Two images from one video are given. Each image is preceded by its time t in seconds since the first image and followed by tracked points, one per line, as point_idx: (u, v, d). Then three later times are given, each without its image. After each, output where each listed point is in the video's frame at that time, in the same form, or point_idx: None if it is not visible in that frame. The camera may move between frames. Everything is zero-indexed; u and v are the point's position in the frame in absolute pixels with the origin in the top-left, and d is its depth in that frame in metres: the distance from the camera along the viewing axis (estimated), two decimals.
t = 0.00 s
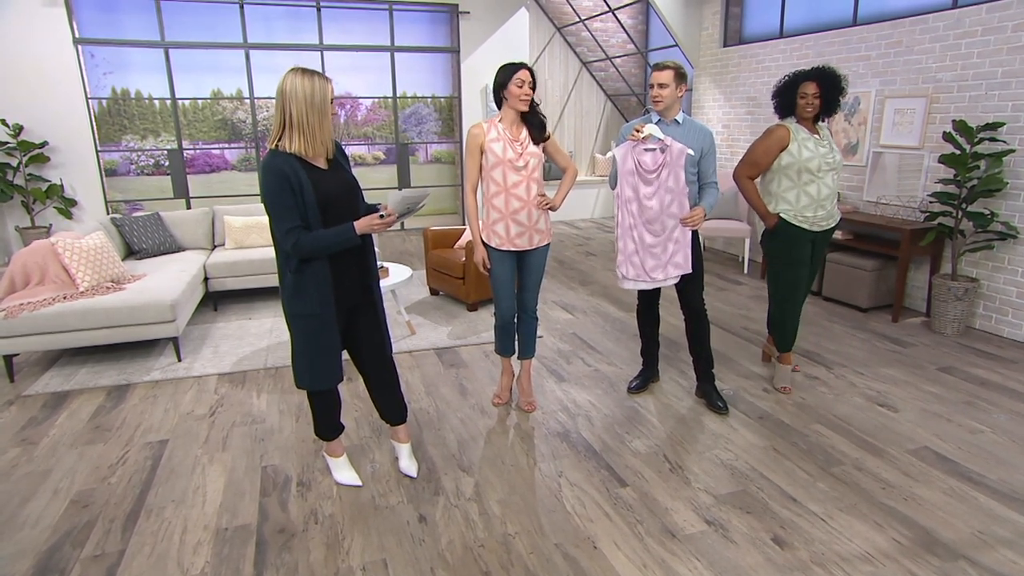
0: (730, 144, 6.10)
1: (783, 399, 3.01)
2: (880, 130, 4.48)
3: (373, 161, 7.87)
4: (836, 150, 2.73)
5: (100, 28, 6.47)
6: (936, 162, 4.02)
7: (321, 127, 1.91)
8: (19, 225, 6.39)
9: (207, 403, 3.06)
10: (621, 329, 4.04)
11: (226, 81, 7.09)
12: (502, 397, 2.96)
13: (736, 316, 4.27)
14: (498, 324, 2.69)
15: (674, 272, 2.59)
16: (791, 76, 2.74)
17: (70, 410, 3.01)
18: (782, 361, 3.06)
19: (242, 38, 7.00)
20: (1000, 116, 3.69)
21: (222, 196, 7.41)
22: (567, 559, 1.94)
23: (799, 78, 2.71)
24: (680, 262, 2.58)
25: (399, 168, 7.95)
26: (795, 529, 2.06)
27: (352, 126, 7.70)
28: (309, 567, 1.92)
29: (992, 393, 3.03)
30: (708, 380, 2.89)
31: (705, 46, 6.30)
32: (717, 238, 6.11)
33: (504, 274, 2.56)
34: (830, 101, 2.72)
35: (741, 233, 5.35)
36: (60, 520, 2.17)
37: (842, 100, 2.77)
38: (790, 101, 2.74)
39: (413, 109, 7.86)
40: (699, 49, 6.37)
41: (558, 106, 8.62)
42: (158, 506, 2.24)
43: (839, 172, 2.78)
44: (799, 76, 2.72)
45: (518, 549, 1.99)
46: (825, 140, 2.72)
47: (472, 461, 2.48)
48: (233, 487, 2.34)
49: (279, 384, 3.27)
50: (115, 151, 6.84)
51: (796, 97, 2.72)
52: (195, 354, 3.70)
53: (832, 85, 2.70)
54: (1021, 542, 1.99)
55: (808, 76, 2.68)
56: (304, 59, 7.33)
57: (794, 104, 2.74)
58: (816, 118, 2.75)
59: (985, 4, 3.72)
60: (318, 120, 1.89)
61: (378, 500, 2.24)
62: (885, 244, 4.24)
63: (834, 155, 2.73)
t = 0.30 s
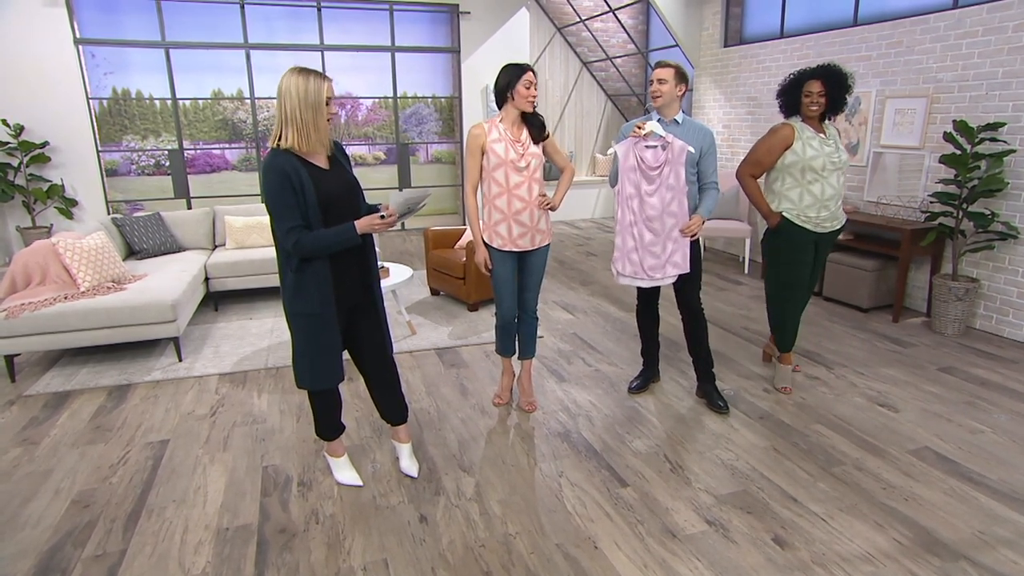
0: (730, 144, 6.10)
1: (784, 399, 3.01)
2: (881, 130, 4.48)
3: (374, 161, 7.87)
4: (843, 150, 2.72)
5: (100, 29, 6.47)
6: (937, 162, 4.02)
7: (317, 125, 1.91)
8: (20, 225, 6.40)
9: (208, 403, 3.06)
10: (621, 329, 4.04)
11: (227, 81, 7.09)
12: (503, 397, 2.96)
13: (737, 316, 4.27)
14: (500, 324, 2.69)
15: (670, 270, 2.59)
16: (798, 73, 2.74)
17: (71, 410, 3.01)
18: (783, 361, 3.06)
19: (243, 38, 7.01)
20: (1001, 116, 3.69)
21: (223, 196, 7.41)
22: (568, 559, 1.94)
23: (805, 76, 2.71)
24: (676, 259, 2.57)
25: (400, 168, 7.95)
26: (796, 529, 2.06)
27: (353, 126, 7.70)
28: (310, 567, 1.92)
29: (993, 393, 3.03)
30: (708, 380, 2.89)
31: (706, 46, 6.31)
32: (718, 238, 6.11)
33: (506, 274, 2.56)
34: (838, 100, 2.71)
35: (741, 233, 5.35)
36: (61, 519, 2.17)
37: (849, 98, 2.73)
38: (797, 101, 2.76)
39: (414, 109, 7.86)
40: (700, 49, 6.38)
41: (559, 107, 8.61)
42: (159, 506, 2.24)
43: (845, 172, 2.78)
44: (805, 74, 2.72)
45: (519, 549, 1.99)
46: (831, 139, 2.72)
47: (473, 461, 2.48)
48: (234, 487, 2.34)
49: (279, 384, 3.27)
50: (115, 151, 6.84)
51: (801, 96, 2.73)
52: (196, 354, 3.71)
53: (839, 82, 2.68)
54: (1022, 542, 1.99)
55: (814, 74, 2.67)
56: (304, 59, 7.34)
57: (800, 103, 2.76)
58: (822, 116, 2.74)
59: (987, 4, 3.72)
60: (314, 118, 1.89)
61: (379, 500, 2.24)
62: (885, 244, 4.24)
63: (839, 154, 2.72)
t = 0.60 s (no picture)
0: (730, 144, 6.10)
1: (784, 399, 3.01)
2: (880, 130, 4.48)
3: (374, 161, 7.88)
4: (841, 151, 2.71)
5: (100, 29, 6.47)
6: (937, 162, 4.03)
7: (310, 119, 1.91)
8: (21, 225, 6.40)
9: (208, 403, 3.06)
10: (621, 329, 4.04)
11: (227, 81, 7.10)
12: (503, 397, 2.96)
13: (737, 316, 4.28)
14: (500, 324, 2.69)
15: (670, 269, 2.59)
16: (800, 73, 2.75)
17: (71, 410, 3.01)
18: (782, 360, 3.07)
19: (243, 38, 7.01)
20: (1001, 116, 3.69)
21: (223, 196, 7.41)
22: (568, 559, 1.94)
23: (807, 76, 2.72)
24: (676, 258, 2.58)
25: (400, 168, 7.96)
26: (796, 529, 2.06)
27: (353, 126, 7.70)
28: (310, 567, 1.93)
29: (992, 393, 3.04)
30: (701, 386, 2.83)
31: (706, 46, 6.31)
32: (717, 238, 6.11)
33: (505, 274, 2.56)
34: (841, 100, 2.70)
35: (741, 233, 5.35)
36: (61, 519, 2.18)
37: (852, 98, 2.73)
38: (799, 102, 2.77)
39: (414, 109, 7.86)
40: (700, 49, 6.38)
41: (559, 107, 8.61)
42: (160, 506, 2.24)
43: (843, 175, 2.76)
44: (807, 75, 2.73)
45: (519, 549, 1.99)
46: (829, 140, 2.71)
47: (473, 461, 2.49)
48: (234, 487, 2.35)
49: (279, 384, 3.28)
50: (116, 151, 6.84)
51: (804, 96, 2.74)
52: (196, 354, 3.71)
53: (841, 82, 2.68)
54: (1022, 542, 1.99)
55: (816, 75, 2.68)
56: (304, 59, 7.34)
57: (801, 103, 2.76)
58: (824, 117, 2.74)
59: (986, 4, 3.72)
60: (305, 113, 1.89)
61: (379, 500, 2.24)
62: (885, 244, 4.24)
63: (837, 155, 2.71)
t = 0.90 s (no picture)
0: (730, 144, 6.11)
1: (783, 399, 3.01)
2: (880, 130, 4.48)
3: (373, 161, 7.87)
4: (832, 151, 2.69)
5: (100, 29, 6.47)
6: (936, 163, 4.03)
7: (307, 124, 1.92)
8: (20, 225, 6.40)
9: (207, 403, 3.06)
10: (621, 329, 4.04)
11: (227, 81, 7.10)
12: (502, 397, 2.96)
13: (736, 316, 4.28)
14: (499, 325, 2.69)
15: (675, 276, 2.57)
16: (794, 75, 2.72)
17: (70, 410, 3.01)
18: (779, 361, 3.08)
19: (243, 38, 7.01)
20: (1000, 116, 3.69)
21: (222, 196, 7.41)
22: (567, 559, 1.94)
23: (802, 77, 2.69)
24: (680, 265, 2.56)
25: (399, 168, 7.95)
26: (795, 529, 2.06)
27: (352, 126, 7.70)
28: (309, 567, 1.93)
29: (992, 393, 3.04)
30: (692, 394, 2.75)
31: (705, 46, 6.31)
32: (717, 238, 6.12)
33: (504, 273, 2.56)
34: (839, 101, 2.67)
35: (741, 233, 5.36)
36: (61, 519, 2.18)
37: (849, 100, 2.69)
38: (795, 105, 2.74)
39: (414, 109, 7.86)
40: (699, 49, 6.38)
41: (558, 107, 8.64)
42: (159, 506, 2.24)
43: (838, 175, 2.72)
44: (801, 76, 2.70)
45: (518, 549, 1.99)
46: (820, 141, 2.70)
47: (472, 462, 2.49)
48: (234, 487, 2.35)
49: (279, 384, 3.28)
50: (115, 151, 6.84)
51: (799, 97, 2.71)
52: (196, 354, 3.71)
53: (838, 82, 2.64)
54: (1021, 542, 1.99)
55: (810, 76, 2.66)
56: (304, 59, 7.34)
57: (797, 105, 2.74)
58: (822, 118, 2.72)
59: (985, 4, 3.72)
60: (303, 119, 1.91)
61: (378, 500, 2.25)
62: (884, 244, 4.25)
63: (828, 155, 2.69)
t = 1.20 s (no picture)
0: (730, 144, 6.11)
1: (783, 399, 3.01)
2: (880, 130, 4.48)
3: (373, 161, 7.87)
4: (824, 151, 2.65)
5: (100, 29, 6.47)
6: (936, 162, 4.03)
7: (307, 127, 1.93)
8: (19, 225, 6.40)
9: (207, 403, 3.06)
10: (620, 329, 4.04)
11: (227, 81, 7.09)
12: (502, 397, 2.96)
13: (736, 316, 4.28)
14: (499, 324, 2.69)
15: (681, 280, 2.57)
16: (795, 76, 2.68)
17: (70, 410, 3.01)
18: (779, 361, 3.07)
19: (243, 38, 7.01)
20: (1000, 116, 3.69)
21: (222, 196, 7.40)
22: (567, 559, 1.94)
23: (802, 78, 2.65)
24: (687, 269, 2.56)
25: (399, 168, 7.95)
26: (795, 528, 2.06)
27: (352, 126, 7.70)
28: (308, 567, 1.92)
29: (992, 393, 3.04)
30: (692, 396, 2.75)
31: (705, 46, 6.31)
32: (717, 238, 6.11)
33: (505, 273, 2.56)
34: (842, 101, 2.61)
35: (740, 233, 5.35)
36: (60, 519, 2.17)
37: (851, 101, 2.62)
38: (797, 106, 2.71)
39: (414, 109, 7.86)
40: (699, 49, 6.38)
41: (558, 106, 8.66)
42: (159, 506, 2.24)
43: (832, 176, 2.67)
44: (802, 76, 2.66)
45: (518, 548, 1.99)
46: (814, 141, 2.68)
47: (472, 461, 2.48)
48: (233, 487, 2.34)
49: (279, 384, 3.27)
50: (115, 151, 6.84)
51: (799, 98, 2.68)
52: (195, 353, 3.70)
53: (839, 83, 2.59)
54: (1021, 542, 1.99)
55: (809, 77, 2.62)
56: (304, 58, 7.33)
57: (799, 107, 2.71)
58: (825, 118, 2.67)
59: (985, 4, 3.72)
60: (305, 121, 1.91)
61: (377, 500, 2.24)
62: (884, 244, 4.24)
63: (821, 155, 2.66)
